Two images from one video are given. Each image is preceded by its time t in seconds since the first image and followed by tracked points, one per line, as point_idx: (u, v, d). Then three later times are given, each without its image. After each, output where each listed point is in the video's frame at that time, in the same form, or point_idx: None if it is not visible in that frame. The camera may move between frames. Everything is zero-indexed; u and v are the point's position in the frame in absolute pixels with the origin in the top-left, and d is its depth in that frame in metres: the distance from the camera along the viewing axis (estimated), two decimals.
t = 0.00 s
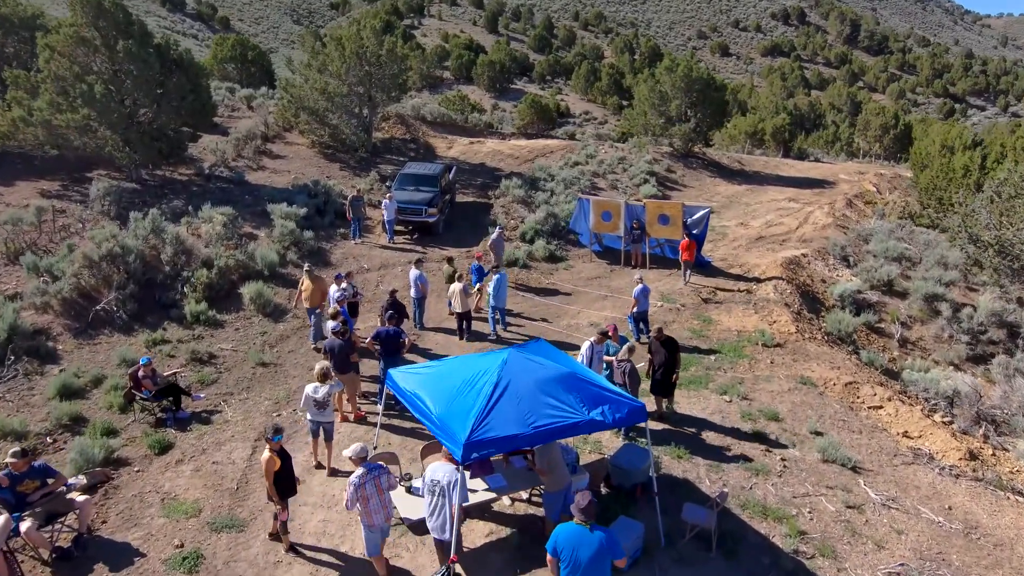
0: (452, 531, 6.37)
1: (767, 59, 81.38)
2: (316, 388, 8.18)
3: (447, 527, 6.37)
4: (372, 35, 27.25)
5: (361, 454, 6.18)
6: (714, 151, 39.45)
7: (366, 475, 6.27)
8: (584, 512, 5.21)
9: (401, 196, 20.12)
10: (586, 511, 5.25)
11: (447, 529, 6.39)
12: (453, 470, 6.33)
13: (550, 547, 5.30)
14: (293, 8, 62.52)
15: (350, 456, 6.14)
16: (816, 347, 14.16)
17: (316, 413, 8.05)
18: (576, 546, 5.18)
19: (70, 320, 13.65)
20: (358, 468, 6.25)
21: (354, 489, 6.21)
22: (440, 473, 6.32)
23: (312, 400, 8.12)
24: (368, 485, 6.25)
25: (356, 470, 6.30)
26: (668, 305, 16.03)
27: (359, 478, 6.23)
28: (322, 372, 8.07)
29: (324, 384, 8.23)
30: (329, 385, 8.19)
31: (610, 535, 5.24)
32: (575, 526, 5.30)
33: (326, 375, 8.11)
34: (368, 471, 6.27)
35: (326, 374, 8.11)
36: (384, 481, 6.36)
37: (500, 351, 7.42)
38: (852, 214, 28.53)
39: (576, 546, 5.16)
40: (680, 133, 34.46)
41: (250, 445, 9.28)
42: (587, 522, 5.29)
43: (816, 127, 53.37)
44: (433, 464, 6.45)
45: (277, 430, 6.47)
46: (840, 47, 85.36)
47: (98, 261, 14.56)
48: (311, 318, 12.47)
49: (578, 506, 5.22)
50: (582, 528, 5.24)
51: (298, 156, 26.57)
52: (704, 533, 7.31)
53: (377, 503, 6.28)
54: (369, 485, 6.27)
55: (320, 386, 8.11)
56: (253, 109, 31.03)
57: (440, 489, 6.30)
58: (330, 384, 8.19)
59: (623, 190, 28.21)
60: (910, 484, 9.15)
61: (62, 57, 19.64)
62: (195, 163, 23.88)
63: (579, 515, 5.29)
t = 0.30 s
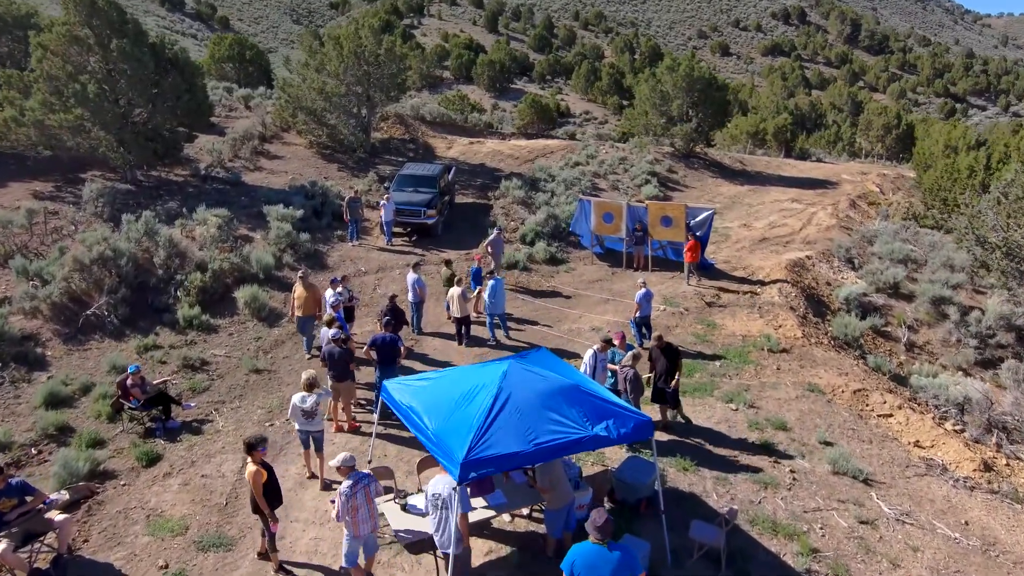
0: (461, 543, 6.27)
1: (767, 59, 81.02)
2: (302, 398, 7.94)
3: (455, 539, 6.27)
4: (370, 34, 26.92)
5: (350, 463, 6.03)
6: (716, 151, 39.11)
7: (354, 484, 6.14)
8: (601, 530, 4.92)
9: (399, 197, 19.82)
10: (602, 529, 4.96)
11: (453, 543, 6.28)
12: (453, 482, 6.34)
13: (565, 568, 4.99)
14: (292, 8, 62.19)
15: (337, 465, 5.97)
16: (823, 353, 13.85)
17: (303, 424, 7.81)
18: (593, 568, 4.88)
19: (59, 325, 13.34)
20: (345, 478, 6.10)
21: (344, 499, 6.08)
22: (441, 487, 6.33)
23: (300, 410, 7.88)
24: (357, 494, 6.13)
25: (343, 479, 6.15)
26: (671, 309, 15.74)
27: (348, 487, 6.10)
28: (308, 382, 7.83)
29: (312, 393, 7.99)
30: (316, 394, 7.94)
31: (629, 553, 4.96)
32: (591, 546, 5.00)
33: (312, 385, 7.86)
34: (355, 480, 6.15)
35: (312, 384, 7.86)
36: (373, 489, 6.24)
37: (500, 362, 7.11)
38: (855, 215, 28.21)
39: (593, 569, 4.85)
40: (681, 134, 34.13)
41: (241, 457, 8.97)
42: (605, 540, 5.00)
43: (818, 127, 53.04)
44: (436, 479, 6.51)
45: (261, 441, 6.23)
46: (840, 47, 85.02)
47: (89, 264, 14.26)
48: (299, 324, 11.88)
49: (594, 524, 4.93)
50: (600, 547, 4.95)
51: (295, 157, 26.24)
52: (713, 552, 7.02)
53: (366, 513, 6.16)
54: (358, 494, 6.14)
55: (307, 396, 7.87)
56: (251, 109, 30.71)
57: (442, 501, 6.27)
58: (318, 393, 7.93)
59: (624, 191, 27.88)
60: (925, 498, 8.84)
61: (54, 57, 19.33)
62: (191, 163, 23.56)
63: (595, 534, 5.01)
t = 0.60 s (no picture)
0: (472, 547, 5.92)
1: (768, 58, 80.66)
2: (284, 406, 7.77)
3: (467, 544, 5.94)
4: (369, 33, 26.60)
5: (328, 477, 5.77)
6: (717, 151, 38.78)
7: (337, 498, 5.90)
8: (603, 552, 4.74)
9: (397, 198, 19.50)
10: (605, 551, 4.77)
11: (462, 552, 5.91)
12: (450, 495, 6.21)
13: None
14: (292, 7, 61.86)
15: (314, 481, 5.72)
16: (831, 359, 13.52)
17: (287, 432, 7.62)
18: None
19: (48, 330, 13.03)
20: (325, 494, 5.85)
21: (331, 516, 5.85)
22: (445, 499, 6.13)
23: (283, 419, 7.68)
24: (343, 508, 5.91)
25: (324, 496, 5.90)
26: (674, 313, 15.43)
27: (332, 503, 5.86)
28: (290, 389, 7.64)
29: (295, 401, 7.79)
30: (299, 402, 7.75)
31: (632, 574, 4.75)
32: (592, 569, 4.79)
33: (295, 393, 7.67)
34: (338, 495, 5.90)
35: (296, 392, 7.67)
36: (358, 503, 6.04)
37: (500, 375, 6.79)
38: (859, 216, 27.88)
39: None
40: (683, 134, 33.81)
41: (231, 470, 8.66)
42: (607, 562, 4.80)
43: (819, 126, 52.68)
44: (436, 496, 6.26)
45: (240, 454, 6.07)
46: (841, 47, 84.69)
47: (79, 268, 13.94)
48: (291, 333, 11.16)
49: (597, 544, 4.75)
50: (602, 569, 4.74)
51: (293, 157, 25.91)
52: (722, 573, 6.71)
53: (353, 527, 5.95)
54: (343, 507, 5.91)
55: (290, 404, 7.66)
56: (248, 108, 30.39)
57: (446, 514, 5.99)
58: (302, 401, 7.75)
59: (625, 192, 27.55)
60: (940, 513, 8.52)
61: (46, 56, 19.02)
62: (187, 164, 23.25)
63: (597, 555, 4.80)
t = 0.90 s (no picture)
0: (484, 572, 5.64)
1: (769, 58, 80.34)
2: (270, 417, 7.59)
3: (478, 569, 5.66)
4: (367, 32, 26.29)
5: (305, 501, 5.67)
6: (719, 151, 38.45)
7: (316, 516, 5.86)
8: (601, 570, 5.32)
9: (395, 199, 19.19)
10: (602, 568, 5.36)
11: None
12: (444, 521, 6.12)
13: None
14: (291, 7, 61.55)
15: (291, 506, 5.61)
16: (838, 364, 13.21)
17: (275, 443, 7.44)
18: None
19: (36, 336, 12.74)
20: (303, 518, 5.75)
21: (315, 538, 5.78)
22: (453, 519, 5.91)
23: (271, 430, 7.52)
24: (323, 529, 5.85)
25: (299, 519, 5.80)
26: (677, 318, 15.13)
27: (313, 526, 5.78)
28: (275, 399, 7.44)
29: (282, 411, 7.61)
30: (286, 411, 7.58)
31: None
32: None
33: (281, 403, 7.48)
34: (317, 514, 5.85)
35: (282, 402, 7.47)
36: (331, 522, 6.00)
37: (498, 388, 6.49)
38: (863, 217, 27.57)
39: None
40: (684, 134, 33.49)
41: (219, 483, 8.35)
42: None
43: (821, 126, 52.35)
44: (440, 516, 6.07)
45: (226, 468, 5.94)
46: (842, 46, 84.33)
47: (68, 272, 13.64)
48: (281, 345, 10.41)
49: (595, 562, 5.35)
50: None
51: (290, 158, 25.61)
52: None
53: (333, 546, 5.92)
54: (322, 527, 5.86)
55: (277, 414, 7.49)
56: (245, 108, 30.09)
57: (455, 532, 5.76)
58: (289, 410, 7.57)
59: (626, 192, 27.22)
60: (956, 529, 8.23)
61: (39, 55, 18.73)
62: (182, 164, 22.95)
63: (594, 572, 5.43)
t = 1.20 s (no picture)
0: None
1: (769, 57, 80.04)
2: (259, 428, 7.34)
3: None
4: (365, 32, 25.98)
5: (284, 523, 5.52)
6: (720, 151, 38.11)
7: (296, 534, 5.72)
8: None
9: (393, 201, 18.87)
10: None
11: None
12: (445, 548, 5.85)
13: None
14: (291, 7, 61.23)
15: (270, 532, 5.44)
16: (846, 370, 12.89)
17: (264, 456, 7.19)
18: None
19: (25, 342, 12.44)
20: (283, 540, 5.58)
21: (295, 559, 5.59)
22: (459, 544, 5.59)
23: (260, 442, 7.24)
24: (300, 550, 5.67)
25: (275, 542, 5.62)
26: (680, 322, 14.83)
27: (291, 546, 5.61)
28: (264, 411, 7.17)
29: (272, 422, 7.34)
30: (276, 423, 7.31)
31: None
32: None
33: (270, 415, 7.20)
34: (297, 533, 5.71)
35: (271, 414, 7.18)
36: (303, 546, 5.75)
37: (496, 402, 6.20)
38: (867, 218, 27.27)
39: None
40: (686, 134, 33.17)
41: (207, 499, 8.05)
42: None
43: (823, 126, 52.05)
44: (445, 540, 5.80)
45: (213, 480, 5.89)
46: (843, 46, 83.95)
47: (58, 276, 13.32)
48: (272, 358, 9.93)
49: None
50: None
51: (287, 158, 25.29)
52: None
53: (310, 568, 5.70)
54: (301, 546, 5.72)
55: (266, 426, 7.21)
56: (243, 108, 29.76)
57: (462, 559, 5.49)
58: (278, 422, 7.30)
59: (628, 193, 26.90)
60: (973, 546, 7.94)
61: (31, 54, 18.41)
62: (178, 165, 22.63)
63: None
